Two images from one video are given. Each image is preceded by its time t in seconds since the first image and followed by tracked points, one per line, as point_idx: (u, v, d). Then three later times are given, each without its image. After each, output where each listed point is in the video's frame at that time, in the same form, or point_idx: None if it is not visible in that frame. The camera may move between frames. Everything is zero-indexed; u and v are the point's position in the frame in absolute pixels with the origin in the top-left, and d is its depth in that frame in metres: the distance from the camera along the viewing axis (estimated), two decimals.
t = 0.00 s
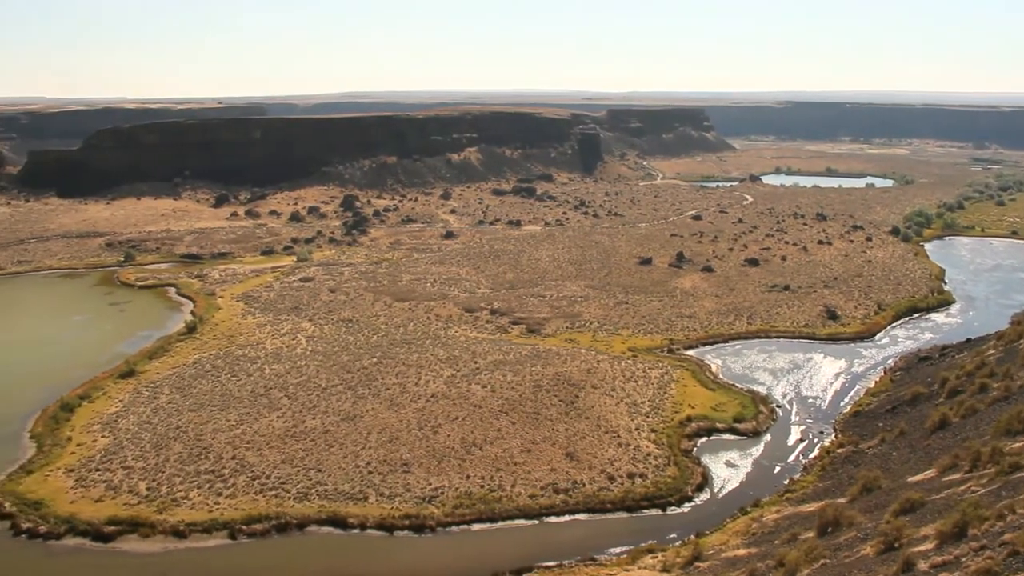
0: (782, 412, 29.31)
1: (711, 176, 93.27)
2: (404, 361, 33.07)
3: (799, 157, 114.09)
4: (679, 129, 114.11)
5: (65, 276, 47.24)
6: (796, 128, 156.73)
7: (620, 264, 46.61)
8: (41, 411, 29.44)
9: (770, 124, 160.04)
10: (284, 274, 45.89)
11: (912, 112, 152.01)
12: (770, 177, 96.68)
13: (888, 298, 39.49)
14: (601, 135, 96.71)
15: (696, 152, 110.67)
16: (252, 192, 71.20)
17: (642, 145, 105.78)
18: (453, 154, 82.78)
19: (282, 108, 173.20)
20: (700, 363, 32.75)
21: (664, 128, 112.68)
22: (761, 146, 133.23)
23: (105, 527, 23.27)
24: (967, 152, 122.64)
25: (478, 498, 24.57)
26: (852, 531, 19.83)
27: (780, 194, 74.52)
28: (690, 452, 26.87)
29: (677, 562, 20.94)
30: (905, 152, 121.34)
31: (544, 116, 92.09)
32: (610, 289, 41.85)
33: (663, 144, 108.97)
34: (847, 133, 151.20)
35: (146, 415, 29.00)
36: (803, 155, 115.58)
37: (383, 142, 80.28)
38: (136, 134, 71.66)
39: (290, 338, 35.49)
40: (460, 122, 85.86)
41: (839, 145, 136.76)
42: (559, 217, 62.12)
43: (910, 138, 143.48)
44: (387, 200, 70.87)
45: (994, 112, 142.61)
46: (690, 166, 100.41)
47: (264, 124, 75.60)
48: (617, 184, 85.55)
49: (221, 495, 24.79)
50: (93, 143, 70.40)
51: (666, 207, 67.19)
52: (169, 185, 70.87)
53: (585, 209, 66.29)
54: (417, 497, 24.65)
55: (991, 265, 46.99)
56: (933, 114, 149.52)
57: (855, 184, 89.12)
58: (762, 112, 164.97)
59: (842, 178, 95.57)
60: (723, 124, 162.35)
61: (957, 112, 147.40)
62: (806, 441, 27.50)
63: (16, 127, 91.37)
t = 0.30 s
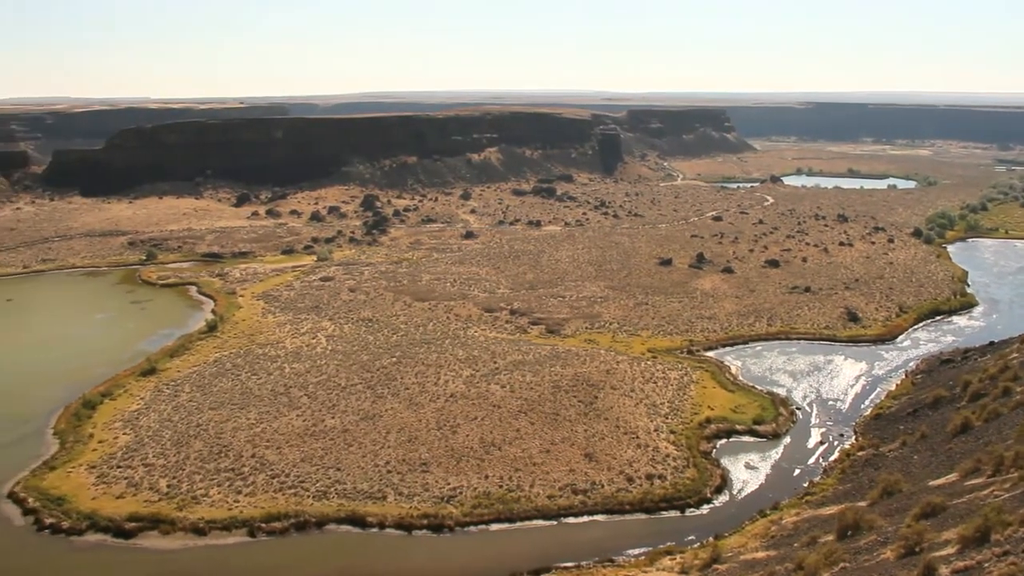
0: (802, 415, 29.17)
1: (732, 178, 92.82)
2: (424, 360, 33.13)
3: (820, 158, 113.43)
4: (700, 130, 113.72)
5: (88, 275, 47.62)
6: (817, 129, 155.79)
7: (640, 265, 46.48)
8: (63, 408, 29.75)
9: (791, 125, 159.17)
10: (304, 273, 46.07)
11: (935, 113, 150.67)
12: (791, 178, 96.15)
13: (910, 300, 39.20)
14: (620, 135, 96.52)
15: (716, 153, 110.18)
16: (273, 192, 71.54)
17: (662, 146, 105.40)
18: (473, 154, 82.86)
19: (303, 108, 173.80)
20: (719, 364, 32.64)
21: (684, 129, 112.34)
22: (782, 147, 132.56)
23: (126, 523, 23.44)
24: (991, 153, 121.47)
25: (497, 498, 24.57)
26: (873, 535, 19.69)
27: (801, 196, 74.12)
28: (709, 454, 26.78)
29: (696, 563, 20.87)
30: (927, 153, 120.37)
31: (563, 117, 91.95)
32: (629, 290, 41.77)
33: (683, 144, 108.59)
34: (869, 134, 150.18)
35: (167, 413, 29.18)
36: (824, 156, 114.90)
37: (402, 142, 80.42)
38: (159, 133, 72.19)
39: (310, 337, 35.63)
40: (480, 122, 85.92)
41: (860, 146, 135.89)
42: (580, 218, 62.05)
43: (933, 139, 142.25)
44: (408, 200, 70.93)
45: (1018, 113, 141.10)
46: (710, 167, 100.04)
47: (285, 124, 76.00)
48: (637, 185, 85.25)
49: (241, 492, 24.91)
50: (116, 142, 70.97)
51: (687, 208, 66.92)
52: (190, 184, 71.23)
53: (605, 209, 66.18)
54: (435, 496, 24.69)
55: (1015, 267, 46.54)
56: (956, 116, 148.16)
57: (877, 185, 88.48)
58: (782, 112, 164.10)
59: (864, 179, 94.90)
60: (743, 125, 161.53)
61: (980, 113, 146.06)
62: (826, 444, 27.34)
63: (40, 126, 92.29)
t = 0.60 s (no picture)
0: (822, 417, 29.01)
1: (752, 179, 92.43)
2: (442, 360, 33.17)
3: (841, 159, 112.78)
4: (720, 130, 113.37)
5: (110, 273, 47.98)
6: (838, 130, 154.98)
7: (659, 266, 46.37)
8: (85, 405, 29.99)
9: (812, 125, 158.46)
10: (324, 272, 46.27)
11: (958, 114, 149.51)
12: (812, 179, 95.65)
13: (931, 302, 38.92)
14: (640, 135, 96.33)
15: (737, 154, 109.76)
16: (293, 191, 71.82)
17: (682, 146, 105.10)
18: (492, 154, 82.94)
19: (323, 108, 174.31)
20: (739, 366, 32.51)
21: (705, 130, 112.07)
22: (802, 147, 131.93)
23: (146, 520, 23.60)
24: (1015, 154, 120.32)
25: (514, 499, 24.57)
26: (893, 538, 19.54)
27: (822, 197, 73.75)
28: (727, 456, 26.67)
29: (714, 565, 20.79)
30: (949, 154, 119.42)
31: (583, 118, 91.82)
32: (648, 290, 41.67)
33: (703, 145, 108.31)
34: (891, 135, 149.25)
35: (187, 410, 29.35)
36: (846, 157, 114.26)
37: (420, 142, 80.50)
38: (180, 133, 72.68)
39: (329, 336, 35.77)
40: (500, 123, 85.99)
41: (882, 147, 135.01)
42: (600, 218, 61.98)
43: (955, 140, 141.16)
44: (427, 200, 71.04)
45: None
46: (730, 167, 99.70)
47: (305, 124, 76.33)
48: (656, 185, 85.06)
49: (260, 490, 25.03)
50: (138, 142, 71.52)
51: (707, 209, 66.76)
52: (211, 184, 71.67)
53: (625, 210, 66.08)
54: (453, 496, 24.72)
55: None
56: (980, 117, 146.92)
57: (899, 187, 87.90)
58: (802, 113, 163.33)
59: (885, 181, 94.31)
60: (763, 125, 161.03)
61: (1003, 114, 144.96)
62: (846, 446, 27.16)
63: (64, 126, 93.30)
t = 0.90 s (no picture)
0: (843, 419, 28.82)
1: (773, 179, 92.29)
2: (463, 360, 33.21)
3: (863, 160, 112.12)
4: (742, 131, 112.98)
5: (133, 272, 48.36)
6: (859, 131, 154.18)
7: (679, 267, 46.26)
8: (107, 402, 30.23)
9: (833, 126, 157.69)
10: (344, 272, 46.45)
11: (981, 116, 148.31)
12: (834, 180, 95.19)
13: (954, 305, 38.61)
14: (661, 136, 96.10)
15: (758, 155, 109.23)
16: (316, 190, 72.31)
17: (703, 147, 104.90)
18: (513, 154, 83.01)
19: (344, 107, 174.93)
20: (760, 367, 32.36)
21: (726, 131, 111.73)
22: (824, 149, 131.28)
23: (168, 517, 23.75)
24: None
25: (534, 499, 24.55)
26: (915, 543, 19.38)
27: (844, 198, 73.38)
28: (748, 458, 26.54)
29: (733, 568, 20.69)
30: (973, 155, 118.51)
31: (603, 119, 91.58)
32: (669, 291, 41.56)
33: (724, 146, 107.92)
34: (913, 136, 148.29)
35: (208, 408, 29.52)
36: (868, 158, 113.60)
37: (440, 142, 80.81)
38: (202, 133, 73.15)
39: (350, 335, 35.88)
40: (521, 123, 85.99)
41: (904, 148, 134.20)
42: (620, 219, 61.89)
43: (979, 142, 140.08)
44: (448, 200, 71.13)
45: None
46: (752, 168, 99.35)
47: (326, 123, 76.62)
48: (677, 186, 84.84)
49: (280, 489, 25.13)
50: (161, 141, 72.05)
51: (728, 210, 66.51)
52: (233, 184, 72.09)
53: (646, 210, 65.97)
54: (472, 496, 24.74)
55: None
56: (1003, 119, 145.70)
57: (921, 188, 87.30)
58: (823, 113, 162.40)
59: (908, 182, 93.71)
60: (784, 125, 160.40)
61: None
62: (867, 449, 26.97)
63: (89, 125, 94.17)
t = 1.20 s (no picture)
0: (865, 422, 28.63)
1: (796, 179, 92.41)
2: (484, 360, 33.23)
3: (887, 161, 111.37)
4: (764, 131, 112.48)
5: (156, 270, 48.72)
6: (883, 131, 153.15)
7: (701, 267, 46.11)
8: (131, 398, 30.52)
9: (856, 127, 156.77)
10: (366, 271, 46.59)
11: (1007, 117, 146.96)
12: (857, 181, 94.59)
13: (980, 307, 38.26)
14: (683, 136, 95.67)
15: (781, 155, 108.52)
16: (338, 189, 72.63)
17: (726, 147, 104.50)
18: (536, 154, 82.86)
19: (367, 107, 175.11)
20: (781, 369, 32.19)
21: (748, 132, 111.26)
22: (847, 149, 130.47)
23: (189, 513, 23.91)
24: None
25: (554, 499, 24.53)
26: (938, 548, 19.19)
27: (867, 199, 72.87)
28: (769, 460, 26.40)
29: (754, 570, 20.58)
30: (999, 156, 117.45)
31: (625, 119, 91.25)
32: (691, 292, 41.41)
33: (746, 146, 107.44)
34: (938, 136, 147.08)
35: (230, 406, 29.69)
36: (891, 159, 112.78)
37: (461, 142, 81.08)
38: (227, 132, 73.60)
39: (371, 334, 35.98)
40: (542, 123, 85.89)
41: (929, 149, 133.21)
42: (642, 219, 61.73)
43: (1005, 143, 138.88)
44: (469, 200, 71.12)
45: None
46: (774, 169, 98.89)
47: (349, 123, 76.94)
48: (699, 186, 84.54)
49: (301, 487, 25.24)
50: (185, 141, 72.57)
51: (751, 211, 66.21)
52: (256, 182, 72.49)
53: (668, 211, 65.79)
54: (492, 495, 24.75)
55: None
56: None
57: (946, 189, 86.67)
58: (847, 114, 161.25)
59: (932, 184, 92.99)
60: (806, 125, 159.67)
61: None
62: (890, 452, 26.78)
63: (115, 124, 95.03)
